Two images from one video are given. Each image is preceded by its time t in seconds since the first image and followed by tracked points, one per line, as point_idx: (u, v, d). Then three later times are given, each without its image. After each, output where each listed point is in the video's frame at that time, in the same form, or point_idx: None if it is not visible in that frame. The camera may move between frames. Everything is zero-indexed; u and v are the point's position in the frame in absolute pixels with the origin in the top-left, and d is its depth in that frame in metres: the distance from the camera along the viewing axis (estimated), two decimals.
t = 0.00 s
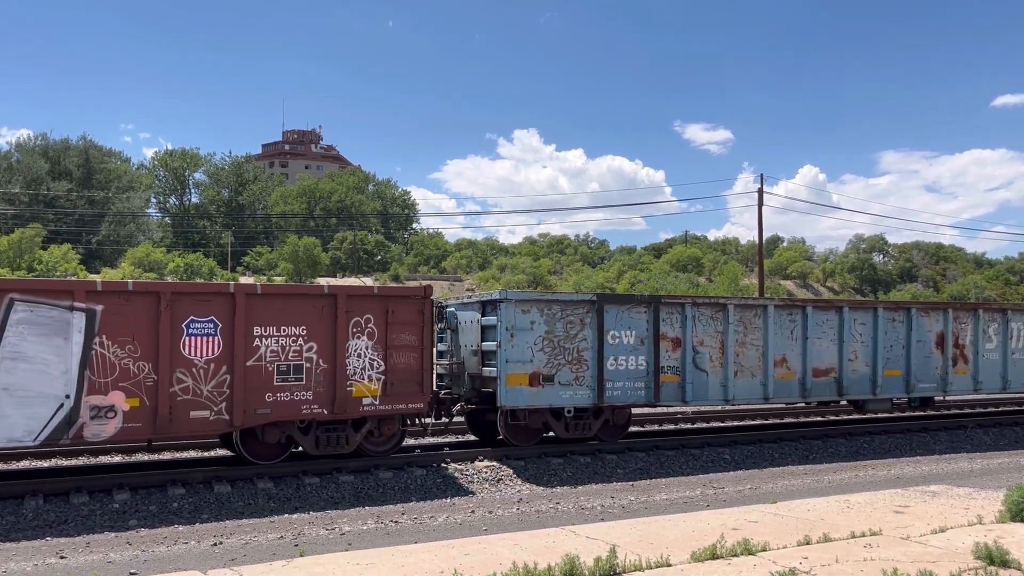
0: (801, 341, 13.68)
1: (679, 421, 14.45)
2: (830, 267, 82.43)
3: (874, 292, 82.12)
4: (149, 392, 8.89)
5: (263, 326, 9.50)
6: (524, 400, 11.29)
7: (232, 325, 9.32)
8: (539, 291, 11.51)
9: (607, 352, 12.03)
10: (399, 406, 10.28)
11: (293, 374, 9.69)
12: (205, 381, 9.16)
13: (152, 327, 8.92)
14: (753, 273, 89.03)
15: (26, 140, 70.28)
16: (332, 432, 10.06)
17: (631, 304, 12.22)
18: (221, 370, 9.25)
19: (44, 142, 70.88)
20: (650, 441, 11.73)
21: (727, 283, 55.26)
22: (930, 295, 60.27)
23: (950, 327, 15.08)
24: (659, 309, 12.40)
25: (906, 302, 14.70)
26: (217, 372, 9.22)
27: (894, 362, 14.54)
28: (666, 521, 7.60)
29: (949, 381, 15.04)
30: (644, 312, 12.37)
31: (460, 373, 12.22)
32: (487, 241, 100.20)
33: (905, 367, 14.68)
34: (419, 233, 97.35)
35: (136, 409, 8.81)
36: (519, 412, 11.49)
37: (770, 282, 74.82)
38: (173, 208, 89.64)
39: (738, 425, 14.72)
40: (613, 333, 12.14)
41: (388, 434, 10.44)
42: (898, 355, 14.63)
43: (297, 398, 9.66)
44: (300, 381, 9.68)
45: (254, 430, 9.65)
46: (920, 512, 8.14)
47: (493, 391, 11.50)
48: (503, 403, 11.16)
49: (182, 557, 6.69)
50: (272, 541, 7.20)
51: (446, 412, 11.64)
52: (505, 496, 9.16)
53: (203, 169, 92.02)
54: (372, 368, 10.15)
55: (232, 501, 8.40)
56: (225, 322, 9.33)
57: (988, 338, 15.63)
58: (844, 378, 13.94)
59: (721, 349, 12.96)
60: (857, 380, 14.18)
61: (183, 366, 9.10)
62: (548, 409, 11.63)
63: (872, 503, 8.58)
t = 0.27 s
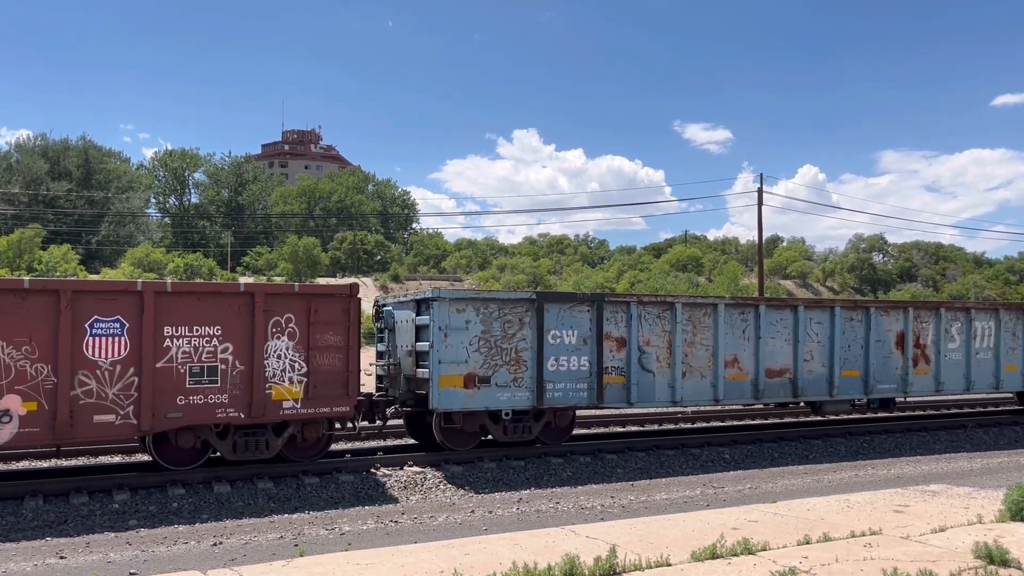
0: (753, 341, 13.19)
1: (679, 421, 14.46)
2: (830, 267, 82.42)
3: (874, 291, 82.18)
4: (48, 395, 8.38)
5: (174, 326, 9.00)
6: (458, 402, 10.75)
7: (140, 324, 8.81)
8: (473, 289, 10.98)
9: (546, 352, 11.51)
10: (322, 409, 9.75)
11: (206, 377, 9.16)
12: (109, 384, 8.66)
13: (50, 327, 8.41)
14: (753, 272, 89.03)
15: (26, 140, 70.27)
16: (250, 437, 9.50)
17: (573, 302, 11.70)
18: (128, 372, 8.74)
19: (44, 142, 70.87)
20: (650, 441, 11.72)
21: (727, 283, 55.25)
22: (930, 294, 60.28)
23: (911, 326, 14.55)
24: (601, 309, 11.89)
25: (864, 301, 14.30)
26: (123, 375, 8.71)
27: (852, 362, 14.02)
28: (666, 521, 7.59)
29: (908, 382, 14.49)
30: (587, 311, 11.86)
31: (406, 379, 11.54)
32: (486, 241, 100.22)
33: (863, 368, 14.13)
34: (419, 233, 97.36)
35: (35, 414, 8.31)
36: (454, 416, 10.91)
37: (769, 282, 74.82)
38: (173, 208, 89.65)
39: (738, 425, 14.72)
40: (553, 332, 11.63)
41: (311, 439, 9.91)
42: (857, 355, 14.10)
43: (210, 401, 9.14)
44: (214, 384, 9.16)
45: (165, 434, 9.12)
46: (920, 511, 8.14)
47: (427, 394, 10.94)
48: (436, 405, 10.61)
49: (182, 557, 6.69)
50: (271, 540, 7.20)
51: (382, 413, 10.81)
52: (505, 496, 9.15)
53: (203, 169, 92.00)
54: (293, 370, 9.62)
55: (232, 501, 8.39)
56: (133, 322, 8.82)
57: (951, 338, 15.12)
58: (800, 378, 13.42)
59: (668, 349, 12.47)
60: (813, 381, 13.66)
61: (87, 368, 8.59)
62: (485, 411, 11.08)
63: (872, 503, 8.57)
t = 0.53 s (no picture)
0: (702, 341, 12.82)
1: (678, 421, 14.48)
2: (830, 267, 82.45)
3: (873, 291, 82.30)
4: None
5: (76, 327, 8.55)
6: (387, 405, 10.38)
7: (38, 325, 8.36)
8: (403, 288, 10.60)
9: (482, 353, 11.14)
10: (238, 413, 9.31)
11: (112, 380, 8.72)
12: (5, 388, 8.21)
13: None
14: (752, 272, 89.10)
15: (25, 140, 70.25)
16: (161, 442, 9.07)
17: (510, 301, 11.34)
18: (24, 374, 8.30)
19: (44, 142, 70.86)
20: (649, 440, 11.73)
21: (727, 283, 55.26)
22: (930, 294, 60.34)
23: (870, 325, 14.22)
24: (541, 309, 11.52)
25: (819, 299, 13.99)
26: (19, 378, 8.27)
27: (807, 363, 13.66)
28: (666, 521, 7.59)
29: (866, 383, 14.17)
30: (525, 310, 11.52)
31: (334, 381, 11.23)
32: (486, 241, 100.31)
33: (818, 369, 13.81)
34: (419, 233, 97.36)
35: None
36: (384, 419, 10.53)
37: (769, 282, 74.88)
38: (173, 208, 89.66)
39: (737, 424, 14.73)
40: (490, 332, 11.25)
41: (229, 444, 9.46)
42: (811, 357, 13.74)
43: (117, 405, 8.70)
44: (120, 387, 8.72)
45: (69, 440, 8.68)
46: (920, 511, 8.14)
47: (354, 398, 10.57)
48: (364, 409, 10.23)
49: (181, 557, 6.69)
50: (271, 541, 7.20)
51: (309, 418, 10.48)
52: (504, 496, 9.15)
53: (203, 169, 92.09)
54: (207, 372, 9.19)
55: (232, 501, 8.39)
56: (31, 322, 8.38)
57: (911, 338, 14.74)
58: (751, 379, 13.07)
59: (612, 349, 12.07)
60: (764, 382, 13.30)
61: None
62: (417, 415, 10.70)
63: (871, 503, 8.58)
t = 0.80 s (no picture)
0: (648, 341, 12.13)
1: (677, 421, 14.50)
2: (829, 267, 82.48)
3: (872, 291, 82.39)
4: None
5: None
6: (309, 409, 9.76)
7: None
8: (325, 286, 9.95)
9: (411, 354, 10.48)
10: (147, 417, 8.78)
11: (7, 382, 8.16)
12: None
13: None
14: (752, 272, 89.13)
15: (25, 140, 70.23)
16: (64, 448, 8.57)
17: (443, 299, 10.68)
18: None
19: (43, 142, 70.84)
20: (649, 441, 11.73)
21: (726, 283, 55.26)
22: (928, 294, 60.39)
23: (826, 325, 13.55)
24: (474, 307, 10.86)
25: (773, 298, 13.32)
26: None
27: (759, 365, 12.97)
28: (665, 521, 7.60)
29: (822, 385, 13.45)
30: (459, 310, 10.83)
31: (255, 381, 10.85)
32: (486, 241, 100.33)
33: (772, 370, 13.11)
34: (418, 233, 97.35)
35: None
36: (306, 424, 9.92)
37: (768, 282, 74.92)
38: (172, 209, 89.66)
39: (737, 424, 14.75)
40: (420, 332, 10.58)
41: (140, 451, 8.94)
42: (765, 357, 13.07)
43: (13, 409, 8.15)
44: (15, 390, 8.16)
45: None
46: (919, 511, 8.14)
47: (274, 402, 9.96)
48: (283, 413, 9.60)
49: (181, 557, 6.68)
50: (270, 541, 7.20)
51: (232, 422, 10.16)
52: (503, 496, 9.16)
53: (203, 169, 92.07)
54: (112, 373, 8.64)
55: (231, 501, 8.39)
56: None
57: (869, 337, 14.04)
58: (700, 381, 12.38)
59: (552, 349, 11.44)
60: (715, 385, 12.62)
61: None
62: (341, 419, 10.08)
63: (870, 503, 8.58)
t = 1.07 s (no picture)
0: (590, 341, 11.67)
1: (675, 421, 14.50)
2: (827, 268, 82.54)
3: (870, 292, 82.52)
4: None
5: None
6: (223, 413, 9.21)
7: None
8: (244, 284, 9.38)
9: (335, 355, 9.95)
10: (47, 421, 8.33)
11: None
12: None
13: None
14: (750, 272, 89.19)
15: (23, 140, 70.16)
16: None
17: (369, 298, 10.14)
18: None
19: (42, 142, 70.76)
20: (647, 441, 11.73)
21: (724, 284, 55.26)
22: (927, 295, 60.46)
23: (779, 325, 13.06)
24: (404, 307, 10.35)
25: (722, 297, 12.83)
26: None
27: (707, 366, 12.49)
28: (664, 521, 7.61)
29: (774, 387, 12.97)
30: (387, 309, 10.30)
31: (170, 382, 10.31)
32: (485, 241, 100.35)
33: (721, 372, 12.63)
34: (417, 233, 97.33)
35: None
36: (222, 428, 9.39)
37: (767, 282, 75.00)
38: (171, 209, 89.59)
39: (735, 424, 14.77)
40: (344, 333, 10.04)
41: (40, 457, 8.47)
42: (713, 359, 12.58)
43: None
44: None
45: None
46: (917, 511, 8.15)
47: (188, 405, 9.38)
48: (194, 417, 9.04)
49: (179, 557, 6.68)
50: (268, 541, 7.19)
51: (147, 426, 9.75)
52: (502, 496, 9.15)
53: (201, 169, 92.00)
54: (8, 376, 8.20)
55: (229, 501, 8.38)
56: None
57: (824, 338, 13.54)
58: (644, 383, 11.92)
59: (488, 350, 10.95)
60: (660, 387, 12.15)
61: None
62: (259, 423, 9.54)
63: (868, 503, 8.59)
